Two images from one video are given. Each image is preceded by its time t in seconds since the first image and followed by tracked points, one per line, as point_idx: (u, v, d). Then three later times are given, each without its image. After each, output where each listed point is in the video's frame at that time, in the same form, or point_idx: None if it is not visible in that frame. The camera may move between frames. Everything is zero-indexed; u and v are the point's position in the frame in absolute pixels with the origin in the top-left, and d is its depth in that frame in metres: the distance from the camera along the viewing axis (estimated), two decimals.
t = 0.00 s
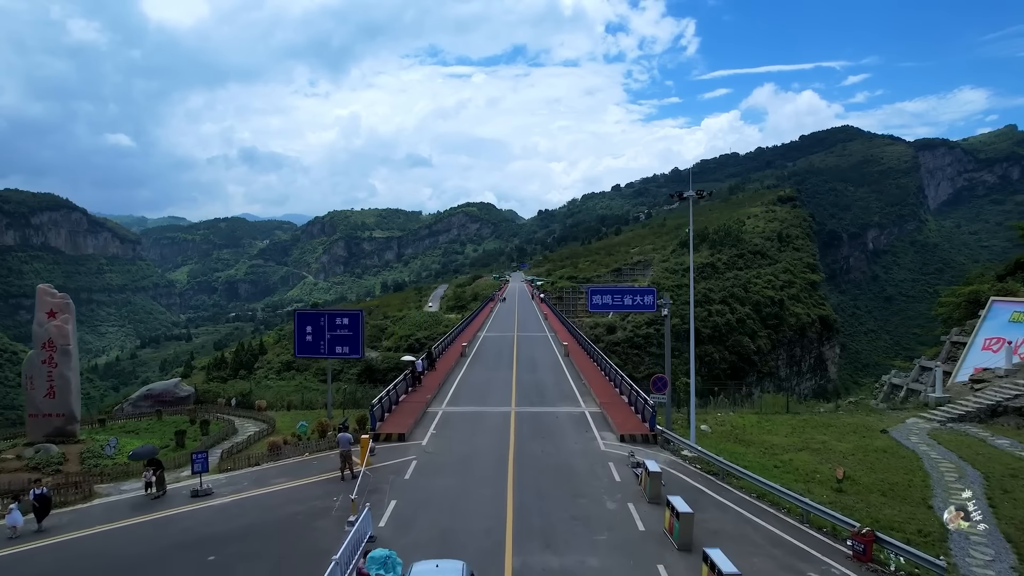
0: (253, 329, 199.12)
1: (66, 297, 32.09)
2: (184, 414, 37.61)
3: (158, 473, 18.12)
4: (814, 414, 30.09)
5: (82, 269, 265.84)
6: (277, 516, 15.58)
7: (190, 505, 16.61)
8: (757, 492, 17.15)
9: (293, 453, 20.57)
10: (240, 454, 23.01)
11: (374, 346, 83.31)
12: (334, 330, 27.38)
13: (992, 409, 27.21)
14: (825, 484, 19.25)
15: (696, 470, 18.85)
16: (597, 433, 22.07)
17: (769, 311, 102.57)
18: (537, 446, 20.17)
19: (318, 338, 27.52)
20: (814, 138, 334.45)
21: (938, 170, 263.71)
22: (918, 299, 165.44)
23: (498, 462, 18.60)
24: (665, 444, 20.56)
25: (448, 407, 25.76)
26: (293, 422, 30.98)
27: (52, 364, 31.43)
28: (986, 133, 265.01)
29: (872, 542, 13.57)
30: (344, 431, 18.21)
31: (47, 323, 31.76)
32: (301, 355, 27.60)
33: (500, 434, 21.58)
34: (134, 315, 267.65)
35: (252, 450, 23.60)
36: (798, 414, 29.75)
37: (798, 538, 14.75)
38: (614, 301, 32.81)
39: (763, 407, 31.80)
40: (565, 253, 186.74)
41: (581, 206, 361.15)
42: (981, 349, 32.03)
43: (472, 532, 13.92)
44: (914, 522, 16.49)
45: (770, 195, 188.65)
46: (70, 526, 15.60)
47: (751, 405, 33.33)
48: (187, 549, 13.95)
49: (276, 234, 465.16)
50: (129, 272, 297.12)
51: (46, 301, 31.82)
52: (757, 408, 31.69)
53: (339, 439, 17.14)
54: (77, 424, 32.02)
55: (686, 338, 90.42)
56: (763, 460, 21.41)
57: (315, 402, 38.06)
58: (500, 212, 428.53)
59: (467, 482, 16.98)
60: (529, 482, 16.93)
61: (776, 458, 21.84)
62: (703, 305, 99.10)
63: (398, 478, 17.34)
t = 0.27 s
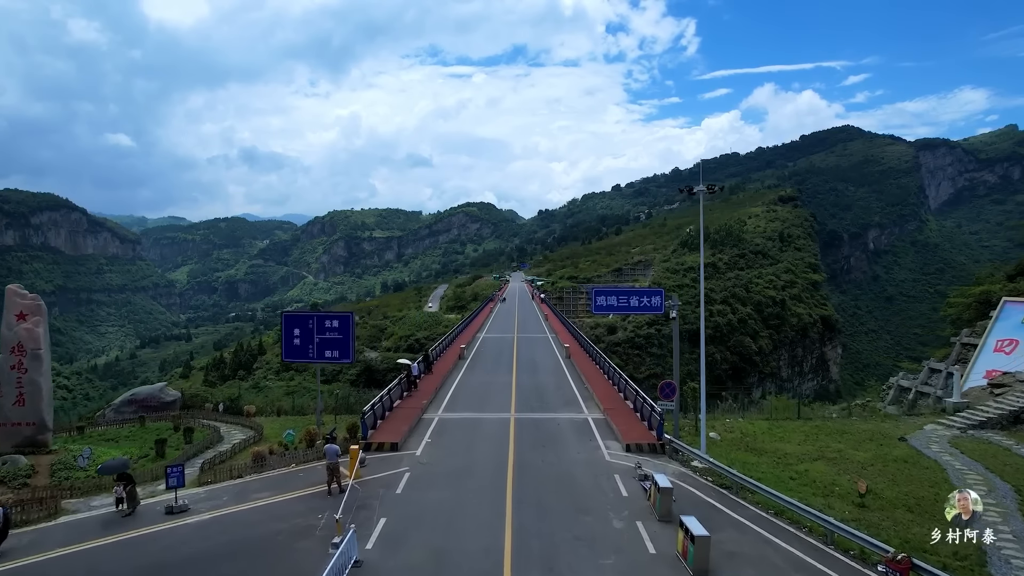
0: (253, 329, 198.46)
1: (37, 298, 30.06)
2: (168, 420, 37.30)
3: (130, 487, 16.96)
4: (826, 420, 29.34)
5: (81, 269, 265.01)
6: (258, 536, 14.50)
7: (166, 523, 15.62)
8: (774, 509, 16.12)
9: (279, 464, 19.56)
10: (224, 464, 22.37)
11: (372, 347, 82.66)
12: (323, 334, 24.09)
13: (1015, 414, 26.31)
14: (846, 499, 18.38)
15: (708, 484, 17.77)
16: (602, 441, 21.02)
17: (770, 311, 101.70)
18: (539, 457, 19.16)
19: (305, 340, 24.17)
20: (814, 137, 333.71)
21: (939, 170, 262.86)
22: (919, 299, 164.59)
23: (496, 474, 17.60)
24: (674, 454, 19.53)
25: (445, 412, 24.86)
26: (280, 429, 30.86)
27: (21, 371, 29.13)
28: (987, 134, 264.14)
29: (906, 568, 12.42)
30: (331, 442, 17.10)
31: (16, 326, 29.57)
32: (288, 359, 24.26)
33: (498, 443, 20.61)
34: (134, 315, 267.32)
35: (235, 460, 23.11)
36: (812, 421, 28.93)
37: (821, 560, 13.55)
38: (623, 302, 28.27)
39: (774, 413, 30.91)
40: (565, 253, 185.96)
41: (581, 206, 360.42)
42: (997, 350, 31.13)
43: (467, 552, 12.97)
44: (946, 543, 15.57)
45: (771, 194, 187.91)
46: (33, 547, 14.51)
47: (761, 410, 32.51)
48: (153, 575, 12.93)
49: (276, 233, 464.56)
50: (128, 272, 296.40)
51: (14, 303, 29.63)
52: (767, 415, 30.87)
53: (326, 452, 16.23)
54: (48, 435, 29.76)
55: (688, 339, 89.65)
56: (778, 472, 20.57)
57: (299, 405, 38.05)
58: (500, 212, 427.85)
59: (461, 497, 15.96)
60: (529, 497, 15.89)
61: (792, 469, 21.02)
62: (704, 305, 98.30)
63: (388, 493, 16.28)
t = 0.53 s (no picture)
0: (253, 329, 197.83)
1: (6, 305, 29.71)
2: (150, 427, 36.16)
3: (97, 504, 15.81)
4: (838, 426, 28.58)
5: (81, 269, 264.16)
6: (236, 559, 13.42)
7: (136, 545, 14.47)
8: (795, 528, 15.13)
9: (264, 477, 18.43)
10: (208, 476, 21.85)
11: (371, 347, 82.00)
12: (310, 338, 22.18)
13: None
14: (871, 516, 17.48)
15: (722, 499, 16.75)
16: (606, 452, 20.10)
17: (772, 312, 100.86)
18: (540, 468, 18.21)
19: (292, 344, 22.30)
20: (815, 137, 332.92)
21: (940, 170, 262.05)
22: (920, 299, 163.85)
23: (494, 488, 16.63)
24: (683, 465, 18.55)
25: (440, 420, 24.05)
26: (266, 437, 30.62)
27: None
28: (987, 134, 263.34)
29: None
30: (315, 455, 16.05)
31: None
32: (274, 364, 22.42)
33: (496, 453, 19.70)
34: (133, 315, 267.13)
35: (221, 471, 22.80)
36: (825, 428, 28.17)
37: None
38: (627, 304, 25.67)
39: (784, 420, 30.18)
40: (566, 253, 185.26)
41: (582, 206, 359.68)
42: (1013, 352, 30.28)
43: None
44: (981, 562, 14.63)
45: (772, 194, 187.22)
46: None
47: (770, 418, 31.78)
48: None
49: (276, 233, 463.87)
50: (128, 272, 295.64)
51: None
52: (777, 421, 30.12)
53: (310, 465, 15.22)
54: (15, 445, 29.37)
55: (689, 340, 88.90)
56: (797, 485, 19.72)
57: (283, 409, 38.09)
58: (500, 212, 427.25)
59: (457, 513, 14.95)
60: (531, 515, 14.92)
61: (809, 481, 20.18)
62: (706, 306, 97.51)
63: (377, 509, 15.25)
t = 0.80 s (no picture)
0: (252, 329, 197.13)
1: None
2: (130, 434, 35.68)
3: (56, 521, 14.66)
4: (851, 433, 27.86)
5: (81, 269, 263.36)
6: None
7: (103, 568, 13.38)
8: (818, 548, 14.19)
9: (246, 490, 17.36)
10: (186, 491, 20.99)
11: (372, 347, 81.33)
12: (297, 342, 20.86)
13: None
14: (900, 535, 16.63)
15: (738, 515, 15.79)
16: (611, 462, 19.26)
17: (774, 312, 100.09)
18: (541, 482, 17.34)
19: (279, 348, 21.03)
20: (815, 138, 332.08)
21: (940, 170, 261.21)
22: (921, 299, 163.19)
23: (493, 504, 15.75)
24: (692, 478, 17.67)
25: (436, 427, 23.19)
26: (252, 445, 30.01)
27: None
28: (988, 134, 262.47)
29: None
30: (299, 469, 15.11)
31: None
32: (257, 370, 21.11)
33: (495, 464, 18.84)
34: (133, 315, 266.82)
35: (201, 482, 22.48)
36: (839, 434, 27.42)
37: None
38: (634, 306, 23.94)
39: (795, 426, 29.45)
40: (566, 253, 184.57)
41: (582, 206, 358.91)
42: None
43: None
44: None
45: (773, 194, 186.50)
46: None
47: (781, 425, 31.04)
48: None
49: (276, 234, 463.41)
50: (128, 273, 294.91)
51: None
52: (788, 428, 29.38)
53: (293, 480, 14.26)
54: None
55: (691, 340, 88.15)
56: (818, 500, 18.90)
57: (265, 414, 37.97)
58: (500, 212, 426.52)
59: (454, 533, 14.06)
60: (533, 535, 14.01)
61: (830, 496, 19.35)
62: (708, 306, 96.74)
63: (365, 529, 14.33)
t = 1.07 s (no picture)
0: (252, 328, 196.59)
1: None
2: (107, 443, 34.91)
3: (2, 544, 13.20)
4: (864, 440, 27.08)
5: (81, 269, 262.59)
6: None
7: None
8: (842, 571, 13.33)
9: (224, 506, 16.53)
10: (162, 507, 20.18)
11: (371, 348, 80.70)
12: (281, 345, 18.39)
13: None
14: (933, 558, 15.74)
15: (753, 534, 14.93)
16: (617, 474, 18.41)
17: (775, 312, 99.37)
18: (542, 497, 16.51)
19: (261, 352, 18.48)
20: (816, 138, 331.27)
21: (941, 170, 260.45)
22: (922, 299, 162.36)
23: (490, 523, 14.89)
24: (704, 493, 16.82)
25: (430, 435, 22.38)
26: (238, 454, 29.36)
27: None
28: (990, 134, 261.60)
29: None
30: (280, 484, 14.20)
31: None
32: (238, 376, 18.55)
33: (493, 476, 18.03)
34: (133, 315, 266.54)
35: (183, 493, 22.03)
36: (853, 442, 26.67)
37: None
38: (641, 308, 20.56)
39: (807, 432, 28.71)
40: (566, 253, 183.87)
41: (582, 206, 358.17)
42: None
43: None
44: None
45: (774, 194, 185.75)
46: None
47: (792, 431, 30.29)
48: None
49: (276, 233, 462.91)
50: (128, 273, 294.21)
51: None
52: (800, 434, 28.63)
53: (272, 497, 13.44)
54: None
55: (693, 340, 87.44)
56: (840, 517, 18.05)
57: (249, 420, 37.56)
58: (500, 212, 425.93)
59: (452, 556, 13.23)
60: (535, 558, 13.16)
61: (853, 512, 18.48)
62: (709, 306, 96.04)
63: (351, 551, 13.51)
